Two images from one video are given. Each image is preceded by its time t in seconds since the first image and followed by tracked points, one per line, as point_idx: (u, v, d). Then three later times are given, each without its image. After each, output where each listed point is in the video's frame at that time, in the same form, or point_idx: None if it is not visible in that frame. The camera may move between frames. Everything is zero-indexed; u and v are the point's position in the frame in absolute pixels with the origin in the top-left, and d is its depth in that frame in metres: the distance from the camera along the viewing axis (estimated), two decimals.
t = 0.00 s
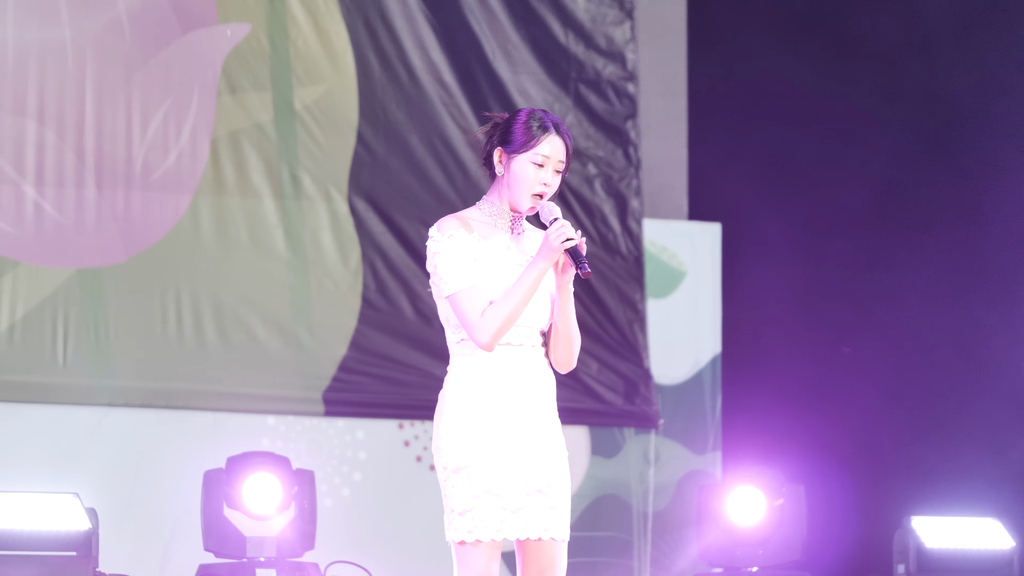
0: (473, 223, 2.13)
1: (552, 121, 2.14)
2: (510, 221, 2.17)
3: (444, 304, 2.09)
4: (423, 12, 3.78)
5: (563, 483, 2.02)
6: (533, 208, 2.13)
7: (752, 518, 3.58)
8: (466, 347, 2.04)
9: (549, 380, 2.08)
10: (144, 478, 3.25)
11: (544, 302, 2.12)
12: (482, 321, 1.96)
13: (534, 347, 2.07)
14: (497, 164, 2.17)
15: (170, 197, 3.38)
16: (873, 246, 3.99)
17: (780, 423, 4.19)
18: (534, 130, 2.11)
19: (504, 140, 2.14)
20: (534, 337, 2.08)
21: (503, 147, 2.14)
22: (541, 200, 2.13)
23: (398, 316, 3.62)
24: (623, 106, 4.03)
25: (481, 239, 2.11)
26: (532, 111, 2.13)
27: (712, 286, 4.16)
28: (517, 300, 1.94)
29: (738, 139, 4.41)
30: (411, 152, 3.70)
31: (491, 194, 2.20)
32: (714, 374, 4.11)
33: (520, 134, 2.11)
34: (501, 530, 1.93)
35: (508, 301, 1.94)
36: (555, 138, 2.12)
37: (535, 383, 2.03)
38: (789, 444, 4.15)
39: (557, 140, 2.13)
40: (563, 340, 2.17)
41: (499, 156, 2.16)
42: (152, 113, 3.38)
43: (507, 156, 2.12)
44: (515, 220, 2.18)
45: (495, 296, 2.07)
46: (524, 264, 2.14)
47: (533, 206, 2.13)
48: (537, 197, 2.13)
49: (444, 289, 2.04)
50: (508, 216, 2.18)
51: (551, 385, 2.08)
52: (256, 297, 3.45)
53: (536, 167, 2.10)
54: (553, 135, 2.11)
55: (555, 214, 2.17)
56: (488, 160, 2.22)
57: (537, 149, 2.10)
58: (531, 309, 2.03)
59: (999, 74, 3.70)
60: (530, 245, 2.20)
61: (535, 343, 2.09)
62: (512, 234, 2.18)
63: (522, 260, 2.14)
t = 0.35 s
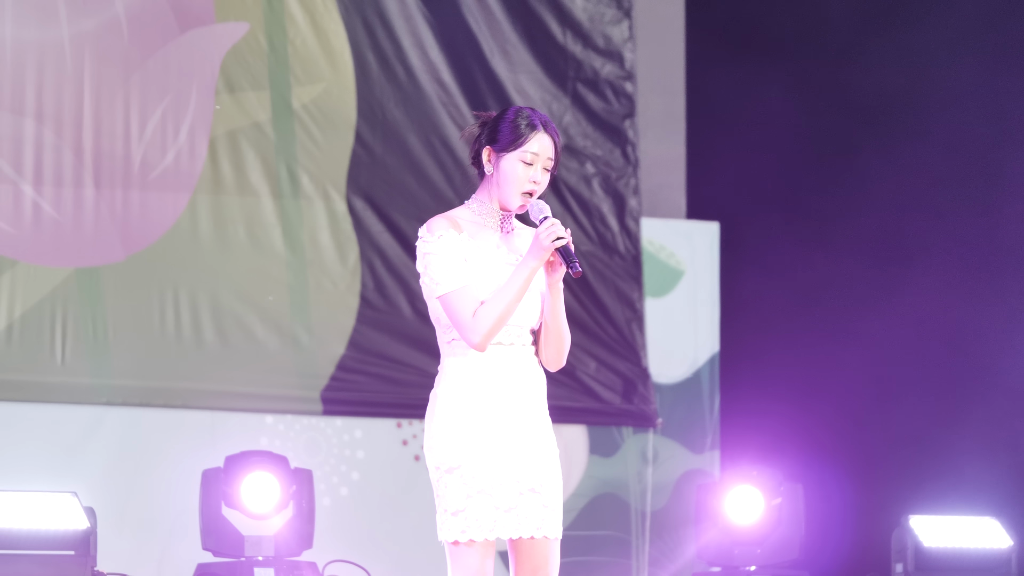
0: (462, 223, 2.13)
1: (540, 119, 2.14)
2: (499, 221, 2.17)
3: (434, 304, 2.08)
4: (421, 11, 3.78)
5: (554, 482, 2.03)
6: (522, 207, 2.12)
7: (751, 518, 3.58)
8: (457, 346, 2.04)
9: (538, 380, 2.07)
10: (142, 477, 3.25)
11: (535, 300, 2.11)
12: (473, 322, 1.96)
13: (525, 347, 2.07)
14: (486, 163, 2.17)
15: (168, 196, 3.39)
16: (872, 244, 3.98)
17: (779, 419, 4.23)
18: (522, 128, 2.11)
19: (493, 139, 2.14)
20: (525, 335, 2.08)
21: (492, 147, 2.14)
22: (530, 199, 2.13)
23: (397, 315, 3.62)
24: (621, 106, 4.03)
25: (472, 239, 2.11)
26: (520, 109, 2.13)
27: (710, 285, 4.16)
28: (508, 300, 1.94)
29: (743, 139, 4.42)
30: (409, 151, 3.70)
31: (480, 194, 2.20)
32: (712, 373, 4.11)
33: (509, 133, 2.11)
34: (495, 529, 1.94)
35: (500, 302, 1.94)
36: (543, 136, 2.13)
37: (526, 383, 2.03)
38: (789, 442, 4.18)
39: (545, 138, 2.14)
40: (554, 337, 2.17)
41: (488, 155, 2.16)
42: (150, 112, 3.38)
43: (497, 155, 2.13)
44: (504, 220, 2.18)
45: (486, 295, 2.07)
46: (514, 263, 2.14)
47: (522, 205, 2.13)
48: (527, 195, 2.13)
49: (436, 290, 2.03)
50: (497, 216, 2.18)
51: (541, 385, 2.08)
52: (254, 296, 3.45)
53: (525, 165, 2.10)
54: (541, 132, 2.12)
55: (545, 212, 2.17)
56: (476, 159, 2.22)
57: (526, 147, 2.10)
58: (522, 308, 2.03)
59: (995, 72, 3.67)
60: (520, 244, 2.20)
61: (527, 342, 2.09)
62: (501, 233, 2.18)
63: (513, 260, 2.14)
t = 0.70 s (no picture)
0: (457, 224, 2.13)
1: (533, 118, 2.15)
2: (494, 221, 2.18)
3: (432, 305, 2.08)
4: (419, 12, 3.78)
5: (552, 483, 2.03)
6: (516, 206, 2.13)
7: (749, 518, 3.58)
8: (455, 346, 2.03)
9: (535, 380, 2.07)
10: (139, 478, 3.25)
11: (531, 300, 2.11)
12: (472, 320, 1.96)
13: (521, 347, 2.07)
14: (479, 164, 2.17)
15: (166, 197, 3.38)
16: (870, 245, 3.98)
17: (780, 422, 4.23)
18: (515, 128, 2.11)
19: (486, 139, 2.15)
20: (521, 336, 2.08)
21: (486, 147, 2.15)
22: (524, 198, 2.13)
23: (394, 316, 3.62)
24: (619, 107, 4.04)
25: (467, 240, 2.11)
26: (512, 109, 2.14)
27: (707, 286, 4.16)
28: (505, 298, 1.95)
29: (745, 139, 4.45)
30: (407, 152, 3.70)
31: (474, 194, 2.20)
32: (709, 375, 4.11)
33: (502, 133, 2.12)
34: (492, 530, 1.93)
35: (497, 300, 1.94)
36: (536, 135, 2.13)
37: (523, 383, 2.04)
38: (788, 443, 4.20)
39: (538, 137, 2.14)
40: (551, 341, 2.18)
41: (481, 156, 2.16)
42: (148, 113, 3.38)
43: (490, 155, 2.13)
44: (499, 220, 2.18)
45: (482, 294, 2.07)
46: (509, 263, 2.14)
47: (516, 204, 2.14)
48: (521, 195, 2.14)
49: (433, 291, 2.03)
50: (492, 216, 2.18)
51: (538, 385, 2.08)
52: (252, 297, 3.45)
53: (518, 164, 2.11)
54: (533, 132, 2.13)
55: (541, 210, 2.17)
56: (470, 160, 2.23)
57: (519, 146, 2.11)
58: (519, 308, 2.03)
59: (993, 71, 3.67)
60: (515, 245, 2.20)
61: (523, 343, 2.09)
62: (496, 233, 2.18)
63: (508, 260, 2.14)
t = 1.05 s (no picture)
0: (454, 225, 2.13)
1: (530, 119, 2.16)
2: (492, 221, 2.18)
3: (430, 305, 2.08)
4: (414, 13, 3.78)
5: (547, 483, 2.03)
6: (515, 207, 2.13)
7: (744, 518, 3.59)
8: (450, 347, 2.04)
9: (531, 381, 2.07)
10: (135, 479, 3.25)
11: (528, 301, 2.12)
12: (469, 321, 1.97)
13: (518, 347, 2.07)
14: (477, 164, 2.17)
15: (160, 197, 3.38)
16: (865, 246, 3.99)
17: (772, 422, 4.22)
18: (512, 129, 2.12)
19: (484, 140, 2.15)
20: (517, 337, 2.08)
21: (483, 147, 2.15)
22: (522, 198, 2.14)
23: (390, 316, 3.62)
24: (614, 107, 4.04)
25: (464, 241, 2.11)
26: (509, 109, 2.14)
27: (702, 286, 4.17)
28: (502, 297, 1.95)
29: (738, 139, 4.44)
30: (402, 152, 3.70)
31: (471, 195, 2.20)
32: (705, 375, 4.11)
33: (499, 133, 2.12)
34: (488, 530, 1.94)
35: (496, 299, 1.95)
36: (534, 136, 2.14)
37: (520, 384, 2.03)
38: (782, 444, 4.18)
39: (536, 137, 2.14)
40: (547, 337, 2.16)
41: (478, 156, 2.17)
42: (143, 114, 3.38)
43: (488, 155, 2.13)
44: (495, 220, 2.19)
45: (479, 295, 2.07)
46: (506, 265, 2.14)
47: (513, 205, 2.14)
48: (518, 195, 2.14)
49: (432, 291, 2.03)
50: (490, 217, 2.18)
51: (534, 385, 2.08)
52: (247, 297, 3.45)
53: (516, 165, 2.11)
54: (531, 132, 2.13)
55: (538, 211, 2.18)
56: (467, 161, 2.23)
57: (517, 147, 2.11)
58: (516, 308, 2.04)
59: (987, 73, 3.70)
60: (512, 246, 2.20)
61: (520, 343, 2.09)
62: (493, 234, 2.18)
63: (505, 262, 2.14)
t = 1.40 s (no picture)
0: (457, 225, 2.13)
1: (534, 119, 2.16)
2: (495, 222, 2.17)
3: (433, 306, 2.08)
4: (413, 12, 3.77)
5: (549, 483, 2.03)
6: (518, 206, 2.13)
7: (743, 518, 3.59)
8: (453, 345, 2.04)
9: (534, 381, 2.07)
10: (133, 478, 3.25)
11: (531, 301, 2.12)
12: (473, 320, 1.97)
13: (522, 347, 2.07)
14: (480, 165, 2.18)
15: (159, 197, 3.38)
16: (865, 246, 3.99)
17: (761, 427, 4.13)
18: (515, 129, 2.12)
19: (487, 140, 2.15)
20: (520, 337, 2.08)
21: (487, 148, 2.15)
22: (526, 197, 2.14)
23: (388, 316, 3.62)
24: (612, 107, 4.04)
25: (467, 241, 2.11)
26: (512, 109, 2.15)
27: (701, 286, 4.20)
28: (506, 297, 1.96)
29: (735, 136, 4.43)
30: (401, 152, 3.70)
31: (475, 196, 2.20)
32: (703, 375, 4.14)
33: (503, 133, 2.12)
34: (490, 529, 1.94)
35: (500, 299, 1.95)
36: (537, 136, 2.14)
37: (522, 383, 2.03)
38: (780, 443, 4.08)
39: (540, 137, 2.15)
40: (550, 337, 2.17)
41: (482, 157, 2.17)
42: (142, 113, 3.38)
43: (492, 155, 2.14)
44: (499, 221, 2.18)
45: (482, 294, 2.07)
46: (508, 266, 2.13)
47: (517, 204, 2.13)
48: (522, 195, 2.14)
49: (434, 292, 2.04)
50: (494, 218, 2.17)
51: (538, 385, 2.08)
52: (246, 297, 3.45)
53: (520, 164, 2.11)
54: (535, 131, 2.14)
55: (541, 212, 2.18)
56: (471, 162, 2.23)
57: (520, 147, 2.11)
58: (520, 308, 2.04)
59: (1000, 90, 3.90)
60: (514, 247, 2.19)
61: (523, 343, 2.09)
62: (496, 235, 2.18)
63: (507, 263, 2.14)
